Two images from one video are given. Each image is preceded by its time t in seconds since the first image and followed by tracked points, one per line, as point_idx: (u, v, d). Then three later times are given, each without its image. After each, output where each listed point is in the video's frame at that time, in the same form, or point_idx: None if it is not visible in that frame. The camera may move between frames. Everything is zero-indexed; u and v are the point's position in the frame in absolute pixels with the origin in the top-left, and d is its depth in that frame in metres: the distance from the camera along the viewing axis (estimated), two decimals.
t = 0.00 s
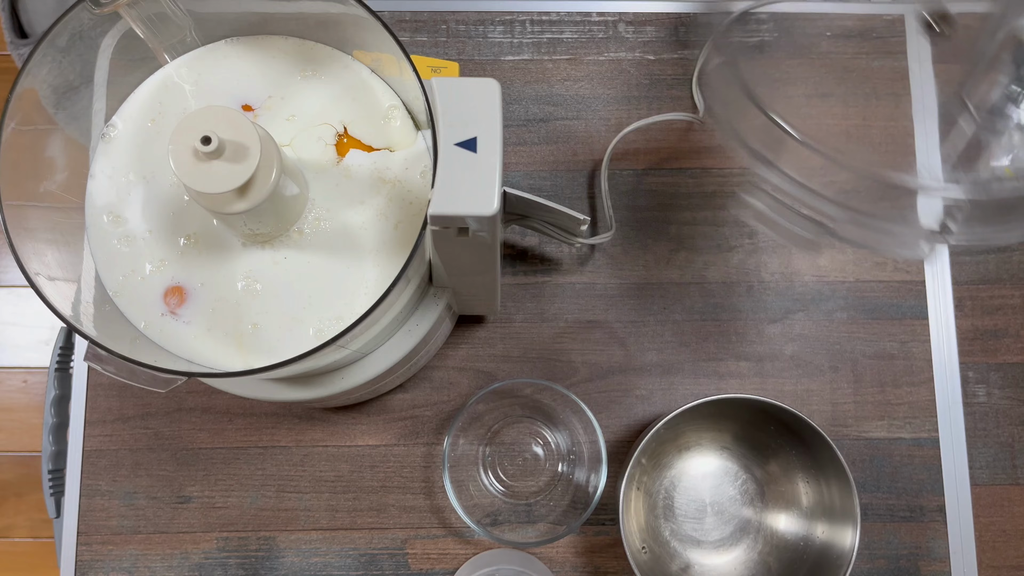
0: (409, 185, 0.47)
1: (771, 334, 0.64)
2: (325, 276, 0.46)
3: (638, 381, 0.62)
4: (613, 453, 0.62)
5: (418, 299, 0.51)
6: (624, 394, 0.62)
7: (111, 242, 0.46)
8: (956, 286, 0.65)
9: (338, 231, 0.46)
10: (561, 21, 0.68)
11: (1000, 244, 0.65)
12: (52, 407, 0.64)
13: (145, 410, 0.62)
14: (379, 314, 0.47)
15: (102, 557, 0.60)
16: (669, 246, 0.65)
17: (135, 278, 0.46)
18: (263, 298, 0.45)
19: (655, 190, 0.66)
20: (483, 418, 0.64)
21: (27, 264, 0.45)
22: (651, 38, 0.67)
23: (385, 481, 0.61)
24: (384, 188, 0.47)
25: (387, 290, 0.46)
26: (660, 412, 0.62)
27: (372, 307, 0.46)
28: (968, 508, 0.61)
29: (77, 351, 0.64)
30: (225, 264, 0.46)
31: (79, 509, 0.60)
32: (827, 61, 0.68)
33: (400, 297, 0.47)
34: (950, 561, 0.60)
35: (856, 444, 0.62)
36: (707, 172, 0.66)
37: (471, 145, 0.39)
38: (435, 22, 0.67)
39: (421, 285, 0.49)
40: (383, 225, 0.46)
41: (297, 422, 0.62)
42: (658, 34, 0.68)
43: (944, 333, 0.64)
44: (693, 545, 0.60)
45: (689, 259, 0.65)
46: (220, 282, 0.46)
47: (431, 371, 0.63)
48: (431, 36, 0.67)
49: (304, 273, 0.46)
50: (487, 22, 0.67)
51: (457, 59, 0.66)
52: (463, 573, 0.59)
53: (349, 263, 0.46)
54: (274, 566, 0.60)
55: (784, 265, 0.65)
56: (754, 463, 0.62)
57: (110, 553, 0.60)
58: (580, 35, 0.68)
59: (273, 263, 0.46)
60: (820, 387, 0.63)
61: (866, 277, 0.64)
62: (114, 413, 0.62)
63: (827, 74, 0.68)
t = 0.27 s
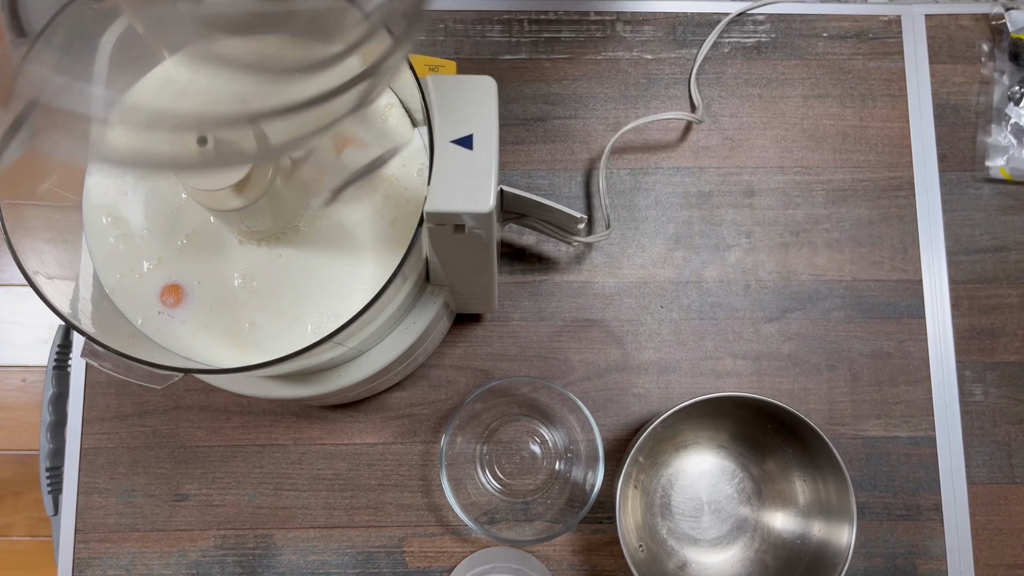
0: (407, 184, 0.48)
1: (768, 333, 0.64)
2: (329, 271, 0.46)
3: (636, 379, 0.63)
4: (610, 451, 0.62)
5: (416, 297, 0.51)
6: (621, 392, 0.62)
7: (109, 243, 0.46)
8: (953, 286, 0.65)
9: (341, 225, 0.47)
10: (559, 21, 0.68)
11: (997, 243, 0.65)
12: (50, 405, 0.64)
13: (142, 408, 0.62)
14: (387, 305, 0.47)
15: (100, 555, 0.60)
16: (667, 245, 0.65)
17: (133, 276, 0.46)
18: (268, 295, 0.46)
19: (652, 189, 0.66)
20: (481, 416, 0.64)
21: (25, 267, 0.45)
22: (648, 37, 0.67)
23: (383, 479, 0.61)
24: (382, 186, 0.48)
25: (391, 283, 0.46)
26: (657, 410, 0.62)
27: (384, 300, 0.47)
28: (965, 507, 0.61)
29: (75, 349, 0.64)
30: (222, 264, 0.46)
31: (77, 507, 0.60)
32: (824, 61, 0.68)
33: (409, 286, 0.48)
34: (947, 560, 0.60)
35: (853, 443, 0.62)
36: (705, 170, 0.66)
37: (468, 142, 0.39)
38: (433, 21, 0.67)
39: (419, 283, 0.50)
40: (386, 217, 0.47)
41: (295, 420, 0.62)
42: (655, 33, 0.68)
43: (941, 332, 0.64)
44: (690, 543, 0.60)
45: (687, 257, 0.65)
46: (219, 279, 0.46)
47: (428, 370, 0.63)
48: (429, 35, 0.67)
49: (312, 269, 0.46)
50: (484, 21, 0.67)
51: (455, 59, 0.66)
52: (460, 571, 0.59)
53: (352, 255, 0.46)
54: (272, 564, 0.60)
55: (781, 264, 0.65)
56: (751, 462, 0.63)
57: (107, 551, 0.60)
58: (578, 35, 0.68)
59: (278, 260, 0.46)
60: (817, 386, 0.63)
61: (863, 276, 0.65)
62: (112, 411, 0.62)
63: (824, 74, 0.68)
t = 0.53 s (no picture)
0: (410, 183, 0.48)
1: (769, 331, 0.64)
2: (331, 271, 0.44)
3: (636, 378, 0.63)
4: (611, 450, 0.62)
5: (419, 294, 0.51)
6: (621, 390, 0.62)
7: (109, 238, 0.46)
8: (954, 285, 0.65)
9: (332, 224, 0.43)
10: (559, 19, 0.68)
11: (997, 242, 0.65)
12: (51, 403, 0.64)
13: (143, 406, 0.62)
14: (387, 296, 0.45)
15: (101, 553, 0.60)
16: (667, 244, 0.65)
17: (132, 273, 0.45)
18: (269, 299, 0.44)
19: (653, 188, 0.66)
20: (482, 415, 0.64)
21: (27, 258, 0.46)
22: (649, 36, 0.68)
23: (383, 477, 0.61)
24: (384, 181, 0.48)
25: (390, 276, 0.45)
26: (658, 409, 0.62)
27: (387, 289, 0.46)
28: (965, 506, 0.61)
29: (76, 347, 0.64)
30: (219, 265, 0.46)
31: (78, 505, 0.60)
32: (824, 60, 0.68)
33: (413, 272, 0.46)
34: (947, 558, 0.60)
35: (854, 442, 0.62)
36: (706, 169, 0.66)
37: (469, 140, 0.39)
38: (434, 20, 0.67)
39: (421, 281, 0.50)
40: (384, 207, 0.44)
41: (296, 418, 0.62)
42: (656, 32, 0.68)
43: (942, 331, 0.64)
44: (690, 542, 0.60)
45: (687, 256, 0.65)
46: (217, 275, 0.46)
47: (429, 368, 0.63)
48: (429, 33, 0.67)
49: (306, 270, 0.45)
50: (485, 19, 0.67)
51: (456, 57, 0.66)
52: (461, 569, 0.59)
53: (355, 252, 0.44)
54: (273, 562, 0.60)
55: (782, 262, 0.65)
56: (751, 460, 0.63)
57: (108, 549, 0.60)
58: (578, 34, 0.68)
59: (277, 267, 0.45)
60: (817, 384, 0.63)
61: (863, 275, 0.65)
62: (113, 409, 0.62)
63: (825, 73, 0.68)
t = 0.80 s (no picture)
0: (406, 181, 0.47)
1: (770, 331, 0.64)
2: (352, 283, 0.44)
3: (637, 377, 0.62)
4: (611, 450, 0.62)
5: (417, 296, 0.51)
6: (622, 390, 0.62)
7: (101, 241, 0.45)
8: (955, 284, 0.65)
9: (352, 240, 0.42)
10: (560, 18, 0.68)
11: (998, 241, 0.65)
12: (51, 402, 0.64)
13: (143, 405, 0.62)
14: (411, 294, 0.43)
15: (101, 552, 0.60)
16: (668, 243, 0.65)
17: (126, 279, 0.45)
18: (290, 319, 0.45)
19: (654, 187, 0.66)
20: (482, 414, 0.64)
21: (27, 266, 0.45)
22: (649, 35, 0.67)
23: (383, 477, 0.61)
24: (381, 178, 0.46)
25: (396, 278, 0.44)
26: (658, 409, 0.62)
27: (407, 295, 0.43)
28: (966, 506, 0.61)
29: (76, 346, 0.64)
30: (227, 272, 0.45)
31: (78, 504, 0.60)
32: (825, 60, 0.68)
33: (433, 271, 0.43)
34: (948, 558, 0.60)
35: (855, 442, 0.62)
36: (706, 168, 0.66)
37: (469, 140, 0.39)
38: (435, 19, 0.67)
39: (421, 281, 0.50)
40: (400, 214, 0.43)
41: (296, 417, 0.62)
42: (656, 31, 0.68)
43: (943, 331, 0.64)
44: (691, 542, 0.60)
45: (688, 256, 0.65)
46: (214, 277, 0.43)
47: (429, 367, 0.63)
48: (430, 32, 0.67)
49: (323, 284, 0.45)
50: (486, 18, 0.67)
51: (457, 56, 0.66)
52: (461, 569, 0.59)
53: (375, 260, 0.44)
54: (272, 562, 0.60)
55: (783, 262, 0.65)
56: (752, 460, 0.63)
57: (108, 549, 0.60)
58: (579, 33, 0.68)
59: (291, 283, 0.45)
60: (818, 384, 0.63)
61: (864, 275, 0.65)
62: (113, 408, 0.62)
63: (826, 72, 0.68)
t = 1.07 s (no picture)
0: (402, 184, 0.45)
1: (771, 331, 0.63)
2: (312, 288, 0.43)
3: (638, 378, 0.62)
4: (611, 450, 0.61)
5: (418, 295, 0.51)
6: (622, 391, 0.62)
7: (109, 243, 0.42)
8: (957, 285, 0.65)
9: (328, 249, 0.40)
10: (560, 18, 0.68)
11: (1000, 242, 0.65)
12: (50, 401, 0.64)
13: (143, 405, 0.62)
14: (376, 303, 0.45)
15: (100, 552, 0.59)
16: (668, 244, 0.65)
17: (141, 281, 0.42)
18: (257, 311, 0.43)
19: (655, 187, 0.66)
20: (482, 414, 0.64)
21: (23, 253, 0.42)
22: (650, 35, 0.67)
23: (383, 477, 0.61)
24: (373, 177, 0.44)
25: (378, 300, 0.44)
26: (659, 409, 0.62)
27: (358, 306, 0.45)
28: (967, 507, 0.61)
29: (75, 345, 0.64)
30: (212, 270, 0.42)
31: (77, 504, 0.60)
32: (826, 60, 0.68)
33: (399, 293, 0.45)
34: (949, 560, 0.59)
35: (856, 443, 0.62)
36: (707, 169, 0.66)
37: (472, 139, 0.40)
38: (435, 19, 0.67)
39: (422, 281, 0.50)
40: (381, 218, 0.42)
41: (295, 418, 0.62)
42: (657, 31, 0.68)
43: (944, 332, 0.63)
44: (691, 543, 0.60)
45: (689, 256, 0.64)
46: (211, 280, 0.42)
47: (429, 368, 0.63)
48: (431, 32, 0.67)
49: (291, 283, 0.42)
50: (486, 18, 0.67)
51: (457, 56, 0.66)
52: (461, 570, 0.59)
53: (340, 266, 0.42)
54: (272, 562, 0.59)
55: (784, 262, 0.65)
56: (752, 461, 0.62)
57: (107, 549, 0.60)
58: (580, 32, 0.68)
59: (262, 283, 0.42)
60: (818, 385, 0.63)
61: (865, 276, 0.64)
62: (112, 408, 0.62)
63: (827, 72, 0.68)
